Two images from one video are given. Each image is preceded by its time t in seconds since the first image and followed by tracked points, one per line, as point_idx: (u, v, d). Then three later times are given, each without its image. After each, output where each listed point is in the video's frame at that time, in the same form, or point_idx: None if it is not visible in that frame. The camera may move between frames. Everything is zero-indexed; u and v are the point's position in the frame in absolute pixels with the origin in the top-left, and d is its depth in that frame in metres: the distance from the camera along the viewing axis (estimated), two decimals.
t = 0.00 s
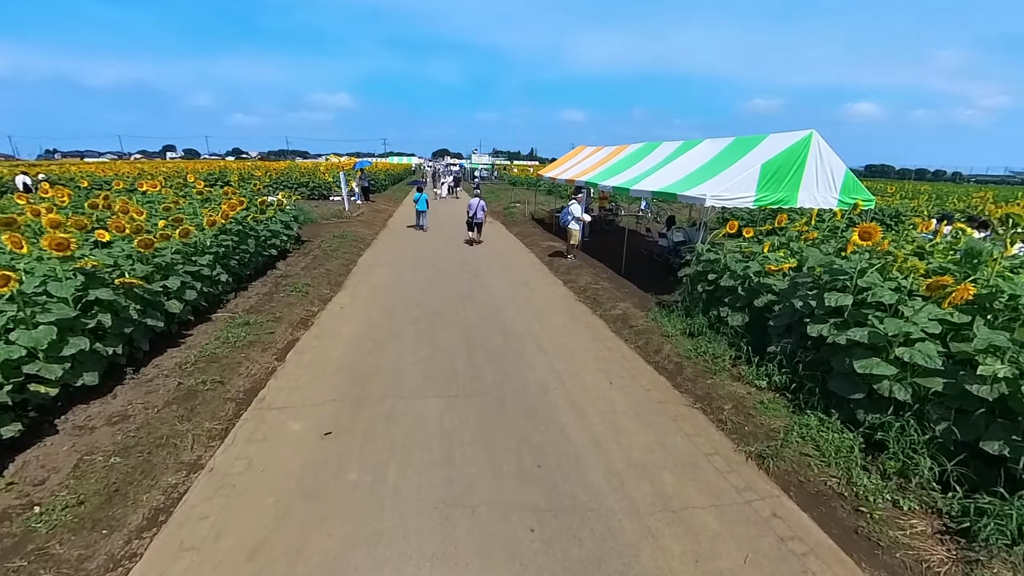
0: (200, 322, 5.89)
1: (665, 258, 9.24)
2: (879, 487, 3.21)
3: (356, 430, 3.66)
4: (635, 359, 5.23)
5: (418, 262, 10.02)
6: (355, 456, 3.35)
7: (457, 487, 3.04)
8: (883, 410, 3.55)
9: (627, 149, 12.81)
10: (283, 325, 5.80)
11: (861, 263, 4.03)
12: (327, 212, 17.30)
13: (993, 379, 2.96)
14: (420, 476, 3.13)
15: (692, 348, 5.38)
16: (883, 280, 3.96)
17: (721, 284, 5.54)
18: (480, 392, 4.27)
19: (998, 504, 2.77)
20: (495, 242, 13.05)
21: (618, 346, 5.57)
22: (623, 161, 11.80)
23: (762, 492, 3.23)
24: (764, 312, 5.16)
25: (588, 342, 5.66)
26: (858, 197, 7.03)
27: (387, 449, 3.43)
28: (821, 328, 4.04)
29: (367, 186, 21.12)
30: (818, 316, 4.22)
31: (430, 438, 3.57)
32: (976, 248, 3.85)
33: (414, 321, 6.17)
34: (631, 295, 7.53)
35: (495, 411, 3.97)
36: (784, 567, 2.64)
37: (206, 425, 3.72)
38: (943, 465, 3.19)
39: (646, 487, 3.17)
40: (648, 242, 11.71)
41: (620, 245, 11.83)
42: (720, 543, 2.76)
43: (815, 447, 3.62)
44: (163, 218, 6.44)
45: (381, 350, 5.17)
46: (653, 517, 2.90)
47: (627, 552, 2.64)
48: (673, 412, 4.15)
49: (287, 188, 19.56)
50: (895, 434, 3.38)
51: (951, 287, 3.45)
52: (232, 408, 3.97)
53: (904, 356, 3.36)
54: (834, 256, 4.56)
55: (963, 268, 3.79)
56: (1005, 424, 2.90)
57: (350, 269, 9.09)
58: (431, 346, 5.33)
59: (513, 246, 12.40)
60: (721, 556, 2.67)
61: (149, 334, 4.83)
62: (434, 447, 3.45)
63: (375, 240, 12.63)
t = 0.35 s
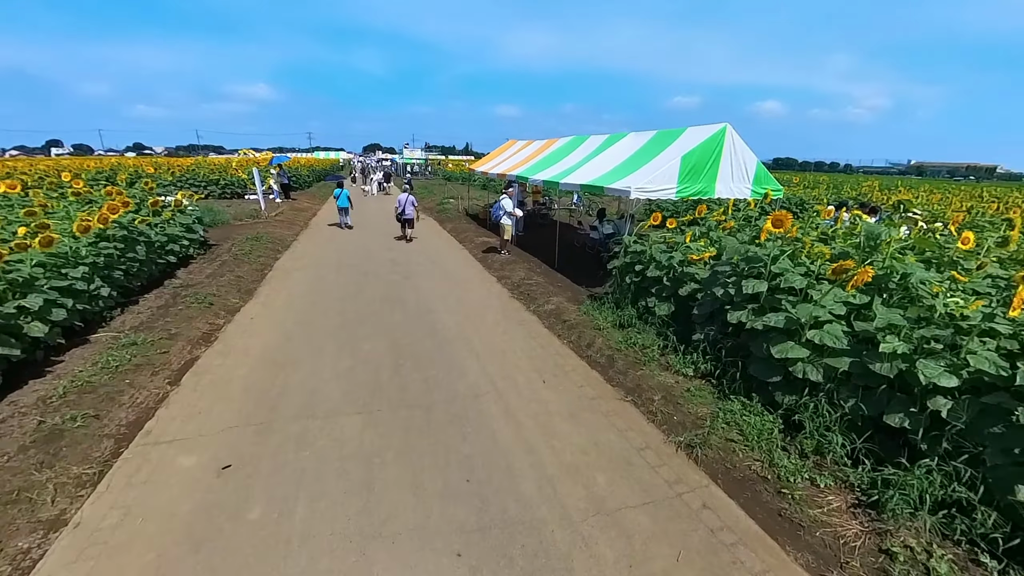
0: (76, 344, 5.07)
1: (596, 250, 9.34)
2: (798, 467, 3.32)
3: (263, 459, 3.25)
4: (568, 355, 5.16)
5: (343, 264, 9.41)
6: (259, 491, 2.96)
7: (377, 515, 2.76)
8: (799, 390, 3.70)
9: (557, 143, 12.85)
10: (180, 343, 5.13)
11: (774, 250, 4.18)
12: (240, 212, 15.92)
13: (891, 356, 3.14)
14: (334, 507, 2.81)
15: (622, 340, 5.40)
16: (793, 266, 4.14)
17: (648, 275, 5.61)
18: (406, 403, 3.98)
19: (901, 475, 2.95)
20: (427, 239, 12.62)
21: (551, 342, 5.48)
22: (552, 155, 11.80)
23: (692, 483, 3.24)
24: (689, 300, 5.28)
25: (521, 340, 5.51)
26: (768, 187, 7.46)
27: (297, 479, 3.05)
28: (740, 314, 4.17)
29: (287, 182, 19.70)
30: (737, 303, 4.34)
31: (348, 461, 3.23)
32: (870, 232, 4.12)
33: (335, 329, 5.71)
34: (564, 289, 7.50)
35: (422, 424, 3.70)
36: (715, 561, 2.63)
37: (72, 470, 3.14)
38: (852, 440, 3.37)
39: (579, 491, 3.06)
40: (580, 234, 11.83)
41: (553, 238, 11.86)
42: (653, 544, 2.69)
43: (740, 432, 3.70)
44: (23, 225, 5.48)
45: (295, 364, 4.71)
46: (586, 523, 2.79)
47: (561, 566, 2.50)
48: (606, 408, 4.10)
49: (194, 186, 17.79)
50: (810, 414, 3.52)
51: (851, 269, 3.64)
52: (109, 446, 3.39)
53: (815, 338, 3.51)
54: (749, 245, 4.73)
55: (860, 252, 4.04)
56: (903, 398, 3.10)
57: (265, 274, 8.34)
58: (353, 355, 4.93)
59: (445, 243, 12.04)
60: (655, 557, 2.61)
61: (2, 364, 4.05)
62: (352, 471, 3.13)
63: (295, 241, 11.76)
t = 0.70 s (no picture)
0: None
1: (527, 244, 9.26)
2: (722, 452, 3.40)
3: (147, 508, 2.79)
4: (499, 355, 5.01)
5: (255, 268, 8.61)
6: (139, 549, 2.52)
7: (284, 562, 2.44)
8: (719, 377, 3.79)
9: (484, 135, 12.59)
10: (46, 373, 4.36)
11: (692, 240, 4.26)
12: (133, 213, 14.16)
13: (799, 340, 3.28)
14: (233, 558, 2.45)
15: (553, 335, 5.33)
16: (710, 255, 4.24)
17: (575, 268, 5.57)
18: (322, 425, 3.62)
19: (813, 454, 3.09)
20: (351, 237, 11.92)
21: (481, 343, 5.30)
22: (480, 147, 11.54)
23: (623, 480, 3.21)
24: (615, 292, 5.31)
25: (451, 342, 5.28)
26: (686, 178, 7.73)
27: (188, 529, 2.64)
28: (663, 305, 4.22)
29: (189, 179, 17.85)
30: (660, 294, 4.40)
31: (251, 500, 2.86)
32: (777, 221, 4.32)
33: (242, 343, 5.15)
34: (495, 285, 7.33)
35: (340, 447, 3.39)
36: (647, 562, 2.59)
37: None
38: (768, 421, 3.50)
39: (510, 504, 2.91)
40: (512, 227, 11.71)
41: (484, 232, 11.63)
42: (586, 553, 2.61)
43: (667, 423, 3.73)
44: None
45: (192, 389, 4.16)
46: (517, 540, 2.65)
47: None
48: (537, 409, 3.99)
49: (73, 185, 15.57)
50: (730, 399, 3.61)
51: (761, 256, 3.76)
52: None
53: (732, 326, 3.60)
54: (670, 235, 4.81)
55: (769, 240, 4.22)
56: (811, 379, 3.25)
57: (161, 284, 7.41)
58: (263, 373, 4.45)
59: (371, 240, 11.43)
60: (588, 567, 2.52)
61: None
62: (255, 512, 2.76)
63: (199, 244, 10.62)
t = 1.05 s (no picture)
0: None
1: (461, 239, 8.97)
2: (660, 446, 3.36)
3: None
4: (432, 360, 4.73)
5: (154, 277, 7.64)
6: None
7: None
8: (654, 369, 3.76)
9: (411, 126, 12.05)
10: None
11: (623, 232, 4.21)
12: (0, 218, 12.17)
13: (728, 329, 3.30)
14: None
15: (489, 334, 5.12)
16: (641, 246, 4.21)
17: (509, 264, 5.39)
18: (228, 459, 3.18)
19: (745, 441, 3.12)
20: (270, 238, 10.99)
21: (413, 348, 4.99)
22: (407, 139, 11.02)
23: (564, 486, 3.09)
24: (550, 287, 5.18)
25: (380, 350, 4.92)
26: (616, 168, 7.79)
27: None
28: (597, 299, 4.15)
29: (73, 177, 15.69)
30: (594, 287, 4.31)
31: (135, 562, 2.42)
32: (702, 210, 4.37)
33: (133, 367, 4.48)
34: (428, 284, 7.00)
35: (251, 484, 2.99)
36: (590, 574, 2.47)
37: None
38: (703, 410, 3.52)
39: (445, 528, 2.68)
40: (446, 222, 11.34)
41: (417, 228, 11.17)
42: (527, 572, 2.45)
43: (606, 420, 3.65)
44: None
45: (65, 428, 3.52)
46: (452, 568, 2.43)
47: None
48: (473, 416, 3.78)
49: None
50: (665, 390, 3.59)
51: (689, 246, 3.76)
52: None
53: (664, 317, 3.56)
54: (602, 228, 4.74)
55: (696, 230, 4.25)
56: (740, 366, 3.28)
57: (31, 302, 6.34)
58: (157, 402, 3.88)
59: (293, 241, 10.61)
60: None
61: None
62: None
63: (85, 251, 9.29)
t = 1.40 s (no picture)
0: None
1: (399, 236, 8.55)
2: (608, 443, 3.27)
3: None
4: (367, 370, 4.40)
5: (39, 293, 6.65)
6: None
7: None
8: (598, 364, 3.65)
9: (340, 117, 11.32)
10: None
11: (562, 225, 4.07)
12: None
13: (669, 320, 3.24)
14: None
15: (429, 337, 4.83)
16: (581, 239, 4.09)
17: (447, 262, 5.12)
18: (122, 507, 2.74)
19: (690, 433, 3.08)
20: (185, 242, 9.97)
21: (346, 358, 4.62)
22: (336, 131, 10.34)
23: (511, 497, 2.92)
24: (491, 284, 4.97)
25: (308, 363, 4.51)
26: (555, 160, 7.70)
27: None
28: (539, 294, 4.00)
29: None
30: (535, 283, 4.16)
31: None
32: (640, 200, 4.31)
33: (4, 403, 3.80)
34: (363, 287, 6.57)
35: (151, 534, 2.57)
36: None
37: None
38: (648, 403, 3.46)
39: (380, 560, 2.43)
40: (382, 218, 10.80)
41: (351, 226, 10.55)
42: None
43: (553, 421, 3.51)
44: None
45: None
46: None
47: None
48: (412, 429, 3.52)
49: None
50: (610, 386, 3.49)
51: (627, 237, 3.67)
52: None
53: (607, 311, 3.47)
54: (541, 221, 4.58)
55: (634, 220, 4.19)
56: (682, 356, 3.24)
57: None
58: (34, 444, 3.29)
59: (212, 245, 9.68)
60: None
61: None
62: None
63: None
